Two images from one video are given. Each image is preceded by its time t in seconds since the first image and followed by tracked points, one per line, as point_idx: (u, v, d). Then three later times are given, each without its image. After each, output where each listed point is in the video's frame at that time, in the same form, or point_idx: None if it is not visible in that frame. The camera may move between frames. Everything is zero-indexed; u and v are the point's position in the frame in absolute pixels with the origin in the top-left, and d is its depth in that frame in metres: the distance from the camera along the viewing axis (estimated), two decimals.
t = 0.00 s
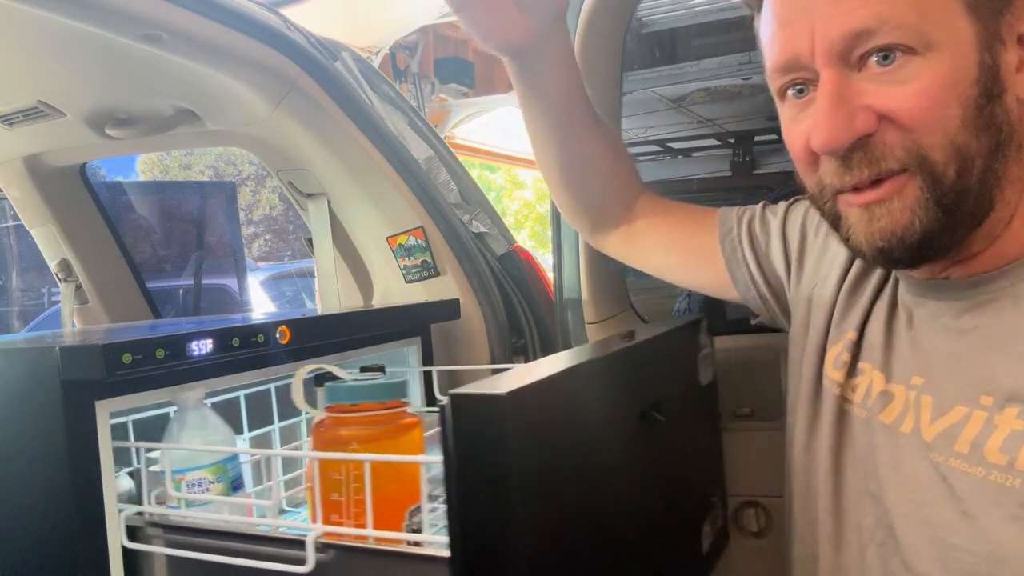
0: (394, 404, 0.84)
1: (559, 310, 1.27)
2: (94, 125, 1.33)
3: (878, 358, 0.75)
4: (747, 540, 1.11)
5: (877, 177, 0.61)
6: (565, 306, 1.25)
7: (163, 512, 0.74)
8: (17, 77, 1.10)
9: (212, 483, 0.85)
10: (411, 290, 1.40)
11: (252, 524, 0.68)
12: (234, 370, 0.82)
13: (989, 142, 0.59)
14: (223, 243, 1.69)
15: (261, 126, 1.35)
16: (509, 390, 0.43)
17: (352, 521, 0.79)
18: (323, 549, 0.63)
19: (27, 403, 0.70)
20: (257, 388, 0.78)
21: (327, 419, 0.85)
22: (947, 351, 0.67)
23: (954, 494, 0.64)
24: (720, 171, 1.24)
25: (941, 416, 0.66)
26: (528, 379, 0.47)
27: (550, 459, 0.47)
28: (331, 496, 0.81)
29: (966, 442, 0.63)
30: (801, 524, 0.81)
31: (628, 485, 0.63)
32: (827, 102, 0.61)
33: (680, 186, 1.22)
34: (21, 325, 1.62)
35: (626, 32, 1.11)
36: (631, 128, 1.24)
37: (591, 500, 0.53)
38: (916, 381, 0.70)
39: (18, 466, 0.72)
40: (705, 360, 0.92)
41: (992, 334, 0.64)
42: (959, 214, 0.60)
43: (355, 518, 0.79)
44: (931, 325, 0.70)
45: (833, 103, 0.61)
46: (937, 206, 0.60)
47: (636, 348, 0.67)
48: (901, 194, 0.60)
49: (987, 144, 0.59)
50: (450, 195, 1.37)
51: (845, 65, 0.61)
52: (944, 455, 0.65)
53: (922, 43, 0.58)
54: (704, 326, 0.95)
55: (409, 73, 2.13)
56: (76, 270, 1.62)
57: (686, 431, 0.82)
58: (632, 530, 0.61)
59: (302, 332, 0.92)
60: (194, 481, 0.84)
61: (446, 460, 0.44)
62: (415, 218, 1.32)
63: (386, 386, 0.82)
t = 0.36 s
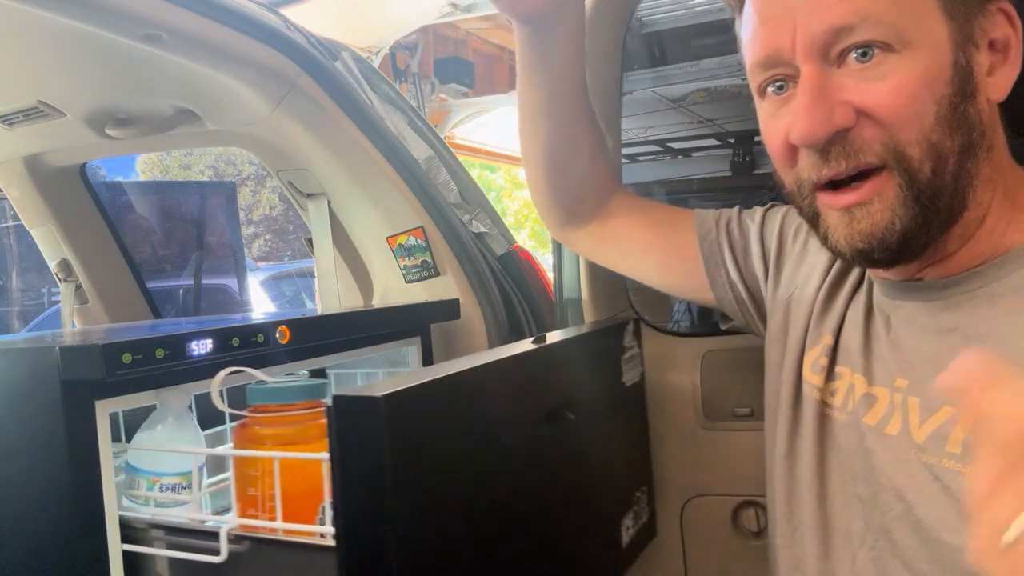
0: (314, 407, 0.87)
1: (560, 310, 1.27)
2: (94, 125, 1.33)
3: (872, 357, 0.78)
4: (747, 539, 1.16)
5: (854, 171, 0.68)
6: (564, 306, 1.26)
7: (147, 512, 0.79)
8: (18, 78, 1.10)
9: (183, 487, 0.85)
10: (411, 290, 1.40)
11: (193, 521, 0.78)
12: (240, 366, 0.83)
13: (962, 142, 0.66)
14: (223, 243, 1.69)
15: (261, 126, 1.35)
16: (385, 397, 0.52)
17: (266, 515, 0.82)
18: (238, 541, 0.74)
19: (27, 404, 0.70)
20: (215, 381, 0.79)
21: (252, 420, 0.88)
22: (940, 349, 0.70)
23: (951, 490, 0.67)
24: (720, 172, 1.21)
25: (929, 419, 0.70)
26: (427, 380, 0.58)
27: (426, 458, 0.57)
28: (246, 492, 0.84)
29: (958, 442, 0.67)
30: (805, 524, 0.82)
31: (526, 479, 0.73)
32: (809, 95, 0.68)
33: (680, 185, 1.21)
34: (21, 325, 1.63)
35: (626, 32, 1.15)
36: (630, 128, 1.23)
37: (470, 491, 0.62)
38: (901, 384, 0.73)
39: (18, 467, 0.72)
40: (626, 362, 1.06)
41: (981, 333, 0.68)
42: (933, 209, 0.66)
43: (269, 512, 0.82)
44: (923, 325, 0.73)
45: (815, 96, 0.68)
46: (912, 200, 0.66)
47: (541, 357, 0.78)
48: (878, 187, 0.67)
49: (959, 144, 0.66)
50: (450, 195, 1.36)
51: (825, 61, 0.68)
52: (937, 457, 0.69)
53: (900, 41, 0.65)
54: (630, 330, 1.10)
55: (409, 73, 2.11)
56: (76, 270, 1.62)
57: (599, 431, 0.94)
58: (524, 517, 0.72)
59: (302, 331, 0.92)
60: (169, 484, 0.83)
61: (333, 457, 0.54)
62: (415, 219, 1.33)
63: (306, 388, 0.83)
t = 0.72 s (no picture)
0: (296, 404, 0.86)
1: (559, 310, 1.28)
2: (94, 125, 1.33)
3: (876, 345, 0.79)
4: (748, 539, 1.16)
5: (877, 158, 0.69)
6: (565, 307, 1.26)
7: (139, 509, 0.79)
8: (18, 78, 1.10)
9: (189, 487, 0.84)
10: (411, 291, 1.40)
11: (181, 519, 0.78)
12: (238, 365, 0.83)
13: (982, 129, 0.67)
14: (223, 243, 1.69)
15: (261, 126, 1.34)
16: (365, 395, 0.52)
17: (252, 513, 0.82)
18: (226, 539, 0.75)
19: (27, 404, 0.70)
20: (200, 379, 0.77)
21: (237, 419, 0.87)
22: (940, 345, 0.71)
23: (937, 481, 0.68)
24: (720, 172, 1.20)
25: (920, 401, 0.71)
26: (411, 380, 0.58)
27: (407, 456, 0.56)
28: (229, 489, 0.83)
29: (943, 426, 0.68)
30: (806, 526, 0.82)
31: (513, 476, 0.73)
32: (830, 89, 0.69)
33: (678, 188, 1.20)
34: (22, 325, 1.61)
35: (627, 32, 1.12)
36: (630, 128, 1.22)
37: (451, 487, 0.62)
38: (898, 367, 0.75)
39: (18, 468, 0.72)
40: (613, 362, 1.06)
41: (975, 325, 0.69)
42: (952, 194, 0.68)
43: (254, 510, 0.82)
44: (922, 318, 0.74)
45: (836, 89, 0.69)
46: (933, 184, 0.67)
47: (529, 354, 0.78)
48: (900, 174, 0.68)
49: (980, 130, 0.67)
50: (450, 195, 1.36)
51: (845, 55, 0.69)
52: (920, 439, 0.70)
53: (919, 35, 0.65)
54: (618, 330, 1.11)
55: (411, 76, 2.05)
56: (76, 270, 1.62)
57: (586, 429, 0.94)
58: (507, 514, 0.72)
59: (302, 332, 0.92)
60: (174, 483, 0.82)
61: (314, 456, 0.53)
62: (415, 218, 1.33)
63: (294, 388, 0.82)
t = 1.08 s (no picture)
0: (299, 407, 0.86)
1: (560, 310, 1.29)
2: (94, 125, 1.33)
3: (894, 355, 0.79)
4: (748, 539, 1.14)
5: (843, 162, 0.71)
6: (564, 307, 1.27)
7: (139, 510, 0.79)
8: (18, 78, 1.10)
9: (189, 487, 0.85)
10: (411, 291, 1.40)
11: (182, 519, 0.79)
12: (239, 365, 0.83)
13: (955, 144, 0.67)
14: (223, 243, 1.69)
15: (261, 126, 1.35)
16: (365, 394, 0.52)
17: (252, 512, 0.82)
18: (224, 540, 0.75)
19: (27, 404, 0.70)
20: (200, 379, 0.77)
21: (236, 419, 0.87)
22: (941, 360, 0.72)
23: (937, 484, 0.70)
24: (720, 171, 1.25)
25: (939, 417, 0.71)
26: (411, 381, 0.58)
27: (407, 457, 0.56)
28: (229, 489, 0.83)
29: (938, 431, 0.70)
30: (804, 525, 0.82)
31: (513, 475, 0.73)
32: (809, 92, 0.71)
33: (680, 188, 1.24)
34: (21, 325, 1.62)
35: (627, 33, 1.14)
36: (629, 129, 1.21)
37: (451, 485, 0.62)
38: (917, 380, 0.74)
39: (18, 468, 0.72)
40: (614, 362, 1.06)
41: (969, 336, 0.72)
42: (914, 206, 0.69)
43: (254, 509, 0.82)
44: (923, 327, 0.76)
45: (814, 93, 0.70)
46: (892, 193, 0.69)
47: (528, 355, 0.78)
48: (864, 177, 0.70)
49: (952, 145, 0.67)
50: (450, 195, 1.36)
51: (832, 59, 0.69)
52: (941, 454, 0.69)
53: (898, 49, 0.65)
54: (619, 330, 1.10)
55: (409, 73, 2.04)
56: (76, 270, 1.62)
57: (586, 429, 0.94)
58: (506, 514, 0.72)
59: (303, 332, 0.92)
60: (174, 484, 0.82)
61: (313, 455, 0.53)
62: (415, 218, 1.33)
63: (293, 390, 0.82)
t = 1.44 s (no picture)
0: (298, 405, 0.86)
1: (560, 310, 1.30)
2: (94, 126, 1.33)
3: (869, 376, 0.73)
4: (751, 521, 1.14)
5: (870, 155, 0.64)
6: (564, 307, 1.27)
7: (139, 511, 0.79)
8: (17, 78, 1.10)
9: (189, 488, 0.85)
10: (411, 291, 1.40)
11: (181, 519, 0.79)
12: (239, 365, 0.83)
13: (973, 133, 0.63)
14: (223, 243, 1.69)
15: (261, 126, 1.35)
16: (365, 396, 0.52)
17: (252, 512, 0.82)
18: (224, 540, 0.75)
19: (27, 404, 0.70)
20: (200, 379, 0.77)
21: (235, 421, 0.87)
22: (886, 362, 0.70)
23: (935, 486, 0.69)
24: (720, 172, 1.20)
25: (925, 431, 0.65)
26: (411, 379, 0.58)
27: (408, 458, 0.56)
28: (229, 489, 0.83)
29: (888, 438, 0.67)
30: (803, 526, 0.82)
31: (512, 473, 0.73)
32: (828, 79, 0.65)
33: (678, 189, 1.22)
34: (21, 325, 1.62)
35: (627, 33, 1.15)
36: (628, 128, 1.22)
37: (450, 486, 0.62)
38: (900, 396, 0.68)
39: (17, 468, 0.72)
40: (613, 361, 1.06)
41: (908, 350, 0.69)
42: (940, 200, 0.64)
43: (254, 509, 0.82)
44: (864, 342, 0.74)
45: (834, 81, 0.64)
46: (924, 187, 0.63)
47: (529, 355, 0.78)
48: (888, 173, 0.64)
49: (971, 134, 0.63)
50: (450, 195, 1.36)
51: (844, 44, 0.64)
52: (933, 468, 0.63)
53: (919, 29, 0.61)
54: (619, 330, 1.11)
55: (409, 73, 2.04)
56: (76, 270, 1.62)
57: (586, 429, 0.94)
58: (506, 513, 0.72)
59: (303, 332, 0.92)
60: (174, 484, 0.83)
61: (313, 458, 0.53)
62: (416, 218, 1.33)
63: (293, 390, 0.82)
